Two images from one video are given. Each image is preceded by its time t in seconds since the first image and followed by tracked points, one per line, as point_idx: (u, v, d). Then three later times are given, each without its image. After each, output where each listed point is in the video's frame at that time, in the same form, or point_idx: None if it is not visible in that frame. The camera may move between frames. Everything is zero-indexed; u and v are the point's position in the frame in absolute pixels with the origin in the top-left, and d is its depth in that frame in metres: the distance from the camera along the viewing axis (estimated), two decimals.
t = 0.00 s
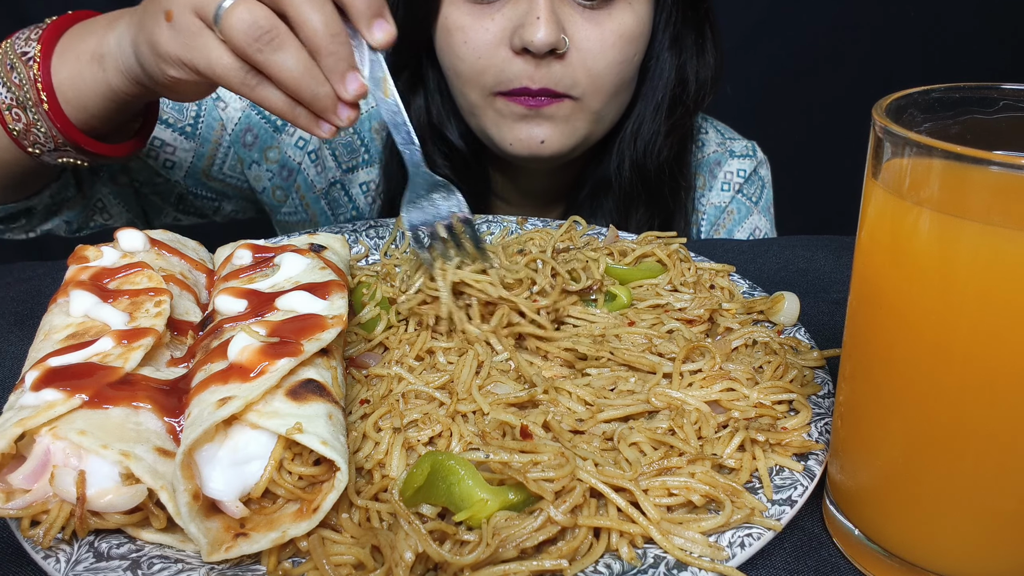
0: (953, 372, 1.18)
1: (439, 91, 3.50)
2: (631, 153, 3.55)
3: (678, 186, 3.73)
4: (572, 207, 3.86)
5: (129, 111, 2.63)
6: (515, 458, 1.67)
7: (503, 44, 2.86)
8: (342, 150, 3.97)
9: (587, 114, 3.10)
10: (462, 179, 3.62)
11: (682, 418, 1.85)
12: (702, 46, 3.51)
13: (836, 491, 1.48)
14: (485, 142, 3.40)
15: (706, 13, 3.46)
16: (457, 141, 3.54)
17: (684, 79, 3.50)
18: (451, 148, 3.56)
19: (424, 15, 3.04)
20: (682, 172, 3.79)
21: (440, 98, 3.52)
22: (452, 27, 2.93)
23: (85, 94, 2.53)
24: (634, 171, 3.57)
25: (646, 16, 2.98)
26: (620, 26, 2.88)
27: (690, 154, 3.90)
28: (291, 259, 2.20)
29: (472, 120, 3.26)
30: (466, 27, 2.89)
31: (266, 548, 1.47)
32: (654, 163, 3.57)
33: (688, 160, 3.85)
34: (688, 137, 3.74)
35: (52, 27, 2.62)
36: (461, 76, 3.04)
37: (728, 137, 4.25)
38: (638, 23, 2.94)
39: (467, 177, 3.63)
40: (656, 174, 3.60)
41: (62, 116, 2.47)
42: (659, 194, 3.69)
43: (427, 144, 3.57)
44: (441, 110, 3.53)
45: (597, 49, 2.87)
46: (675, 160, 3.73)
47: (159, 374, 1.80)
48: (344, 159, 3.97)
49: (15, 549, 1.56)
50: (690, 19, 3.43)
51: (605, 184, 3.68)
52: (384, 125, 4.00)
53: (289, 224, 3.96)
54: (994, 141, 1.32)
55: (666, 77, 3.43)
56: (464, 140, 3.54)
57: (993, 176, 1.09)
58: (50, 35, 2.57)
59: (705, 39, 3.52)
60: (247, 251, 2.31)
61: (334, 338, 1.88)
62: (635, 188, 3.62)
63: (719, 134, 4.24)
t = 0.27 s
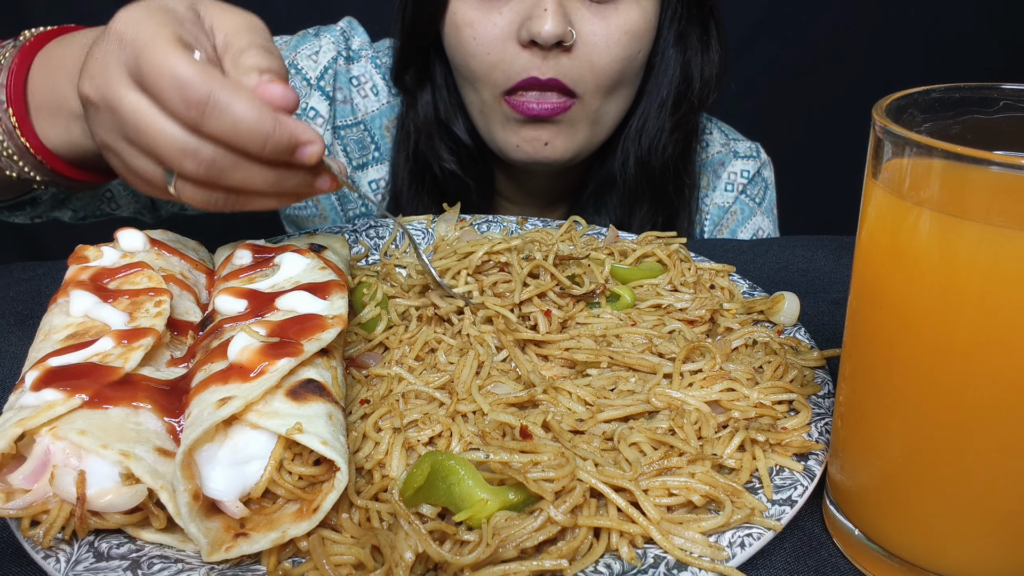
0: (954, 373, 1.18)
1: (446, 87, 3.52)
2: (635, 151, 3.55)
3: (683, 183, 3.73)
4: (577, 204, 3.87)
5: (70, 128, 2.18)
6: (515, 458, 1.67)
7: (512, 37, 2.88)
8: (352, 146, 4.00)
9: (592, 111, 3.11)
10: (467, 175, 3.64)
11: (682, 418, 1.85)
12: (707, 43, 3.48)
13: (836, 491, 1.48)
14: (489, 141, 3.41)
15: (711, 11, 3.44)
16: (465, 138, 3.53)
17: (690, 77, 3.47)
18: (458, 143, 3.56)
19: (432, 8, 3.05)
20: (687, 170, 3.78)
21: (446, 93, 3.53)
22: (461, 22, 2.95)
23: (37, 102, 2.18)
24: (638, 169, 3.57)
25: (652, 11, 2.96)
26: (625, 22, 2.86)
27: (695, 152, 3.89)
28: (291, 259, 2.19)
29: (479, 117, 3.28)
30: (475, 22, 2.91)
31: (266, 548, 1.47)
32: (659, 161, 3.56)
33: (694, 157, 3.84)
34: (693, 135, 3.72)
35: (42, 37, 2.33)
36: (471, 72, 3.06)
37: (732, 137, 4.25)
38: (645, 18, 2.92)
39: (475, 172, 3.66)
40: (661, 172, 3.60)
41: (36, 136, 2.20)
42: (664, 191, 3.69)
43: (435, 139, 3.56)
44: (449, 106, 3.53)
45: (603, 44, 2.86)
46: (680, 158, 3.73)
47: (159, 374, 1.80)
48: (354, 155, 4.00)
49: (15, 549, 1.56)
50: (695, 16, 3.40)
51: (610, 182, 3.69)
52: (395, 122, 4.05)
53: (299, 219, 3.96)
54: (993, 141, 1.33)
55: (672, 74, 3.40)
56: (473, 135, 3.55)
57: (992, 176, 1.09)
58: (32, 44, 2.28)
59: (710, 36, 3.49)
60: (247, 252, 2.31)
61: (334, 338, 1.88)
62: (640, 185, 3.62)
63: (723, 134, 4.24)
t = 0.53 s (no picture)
0: (954, 373, 1.18)
1: (448, 86, 3.52)
2: (637, 149, 3.54)
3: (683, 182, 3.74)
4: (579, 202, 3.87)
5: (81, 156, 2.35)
6: (515, 458, 1.67)
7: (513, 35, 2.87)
8: (353, 147, 4.00)
9: (592, 111, 3.11)
10: (469, 172, 3.63)
11: (682, 418, 1.85)
12: (708, 41, 3.47)
13: (837, 491, 1.48)
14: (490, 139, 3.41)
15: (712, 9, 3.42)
16: (467, 138, 3.55)
17: (691, 75, 3.45)
18: (461, 144, 3.57)
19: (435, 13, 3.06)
20: (688, 168, 3.77)
21: (448, 93, 3.53)
22: (462, 21, 2.95)
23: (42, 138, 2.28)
24: (640, 167, 3.57)
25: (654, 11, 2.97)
26: (628, 20, 2.87)
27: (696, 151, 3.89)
28: (291, 259, 2.19)
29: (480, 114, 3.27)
30: (477, 20, 2.91)
31: (266, 548, 1.47)
32: (661, 159, 3.56)
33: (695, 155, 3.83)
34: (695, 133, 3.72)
35: (30, 68, 2.36)
36: (472, 70, 3.06)
37: (734, 138, 4.24)
38: (646, 17, 2.92)
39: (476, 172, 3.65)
40: (663, 171, 3.60)
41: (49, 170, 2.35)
42: (665, 190, 3.69)
43: (437, 138, 3.56)
44: (451, 106, 3.53)
45: (605, 42, 2.86)
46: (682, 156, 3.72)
47: (159, 374, 1.80)
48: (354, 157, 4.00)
49: (15, 549, 1.56)
50: (697, 14, 3.39)
51: (613, 180, 3.69)
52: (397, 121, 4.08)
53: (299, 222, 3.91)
54: (994, 141, 1.33)
55: (673, 72, 3.38)
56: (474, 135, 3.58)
57: (993, 175, 1.09)
58: (25, 78, 2.31)
59: (711, 34, 3.48)
60: (247, 252, 2.31)
61: (334, 338, 1.88)
62: (642, 183, 3.62)
63: (724, 135, 4.23)
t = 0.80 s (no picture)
0: (952, 373, 1.18)
1: (447, 85, 3.54)
2: (636, 148, 3.55)
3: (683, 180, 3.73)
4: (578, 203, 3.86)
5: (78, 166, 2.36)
6: (515, 458, 1.67)
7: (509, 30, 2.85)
8: (348, 151, 3.99)
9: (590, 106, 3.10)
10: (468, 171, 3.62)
11: (682, 418, 1.85)
12: (704, 38, 3.48)
13: (837, 491, 1.48)
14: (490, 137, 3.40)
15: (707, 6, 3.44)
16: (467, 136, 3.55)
17: (687, 72, 3.47)
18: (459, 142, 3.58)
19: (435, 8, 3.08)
20: (687, 167, 3.77)
21: (447, 91, 3.55)
22: (458, 16, 2.94)
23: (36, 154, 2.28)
24: (639, 166, 3.57)
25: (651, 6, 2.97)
26: (625, 13, 2.86)
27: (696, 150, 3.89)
28: (291, 259, 2.19)
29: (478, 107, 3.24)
30: (472, 16, 2.90)
31: (266, 548, 1.47)
32: (659, 158, 3.56)
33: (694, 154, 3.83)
34: (693, 131, 3.72)
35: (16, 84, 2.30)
36: (468, 64, 3.04)
37: (733, 137, 4.23)
38: (643, 12, 2.93)
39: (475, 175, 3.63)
40: (661, 169, 3.60)
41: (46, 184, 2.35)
42: (664, 188, 3.69)
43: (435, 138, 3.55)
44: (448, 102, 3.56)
45: (602, 37, 2.85)
46: (680, 154, 3.72)
47: (159, 374, 1.80)
48: (351, 160, 3.98)
49: (15, 549, 1.56)
50: (692, 11, 3.40)
51: (611, 179, 3.69)
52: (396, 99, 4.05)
53: (296, 226, 3.93)
54: (993, 141, 1.34)
55: (671, 69, 3.38)
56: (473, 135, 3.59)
57: (993, 175, 1.09)
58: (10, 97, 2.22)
59: (706, 31, 3.50)
60: (247, 251, 2.31)
61: (335, 337, 1.88)
62: (639, 183, 3.62)
63: (724, 134, 4.21)
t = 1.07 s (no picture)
0: (952, 371, 1.18)
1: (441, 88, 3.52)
2: (630, 153, 3.55)
3: (678, 185, 3.72)
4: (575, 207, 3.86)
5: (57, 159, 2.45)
6: (515, 458, 1.67)
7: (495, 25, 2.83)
8: (337, 160, 3.99)
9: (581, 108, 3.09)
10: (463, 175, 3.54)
11: (682, 418, 1.85)
12: (695, 38, 3.49)
13: (836, 491, 1.48)
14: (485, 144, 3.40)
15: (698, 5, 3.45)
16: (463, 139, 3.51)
17: (680, 73, 3.48)
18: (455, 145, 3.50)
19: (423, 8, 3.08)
20: (682, 171, 3.76)
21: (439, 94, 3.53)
22: (445, 14, 2.90)
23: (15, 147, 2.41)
24: (633, 170, 3.58)
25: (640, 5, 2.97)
26: (613, 11, 2.85)
27: (693, 153, 3.89)
28: (291, 259, 2.20)
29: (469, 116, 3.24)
30: (458, 13, 2.86)
31: (266, 548, 1.48)
32: (653, 161, 3.57)
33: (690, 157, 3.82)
34: (688, 133, 3.72)
35: None
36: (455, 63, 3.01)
37: (730, 137, 4.24)
38: (632, 12, 2.93)
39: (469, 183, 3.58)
40: (656, 173, 3.60)
41: (27, 179, 2.47)
42: (660, 192, 3.68)
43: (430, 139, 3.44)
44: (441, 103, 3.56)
45: (590, 34, 2.84)
46: (675, 158, 3.72)
47: (159, 374, 1.80)
48: (340, 169, 3.97)
49: (15, 549, 1.56)
50: (683, 11, 3.41)
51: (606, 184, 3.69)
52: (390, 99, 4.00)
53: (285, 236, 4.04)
54: (994, 141, 1.34)
55: (662, 71, 3.39)
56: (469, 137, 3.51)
57: (992, 175, 1.09)
58: None
59: (697, 30, 3.50)
60: (247, 251, 2.31)
61: (334, 337, 1.88)
62: (635, 188, 3.61)
63: (721, 135, 4.23)
